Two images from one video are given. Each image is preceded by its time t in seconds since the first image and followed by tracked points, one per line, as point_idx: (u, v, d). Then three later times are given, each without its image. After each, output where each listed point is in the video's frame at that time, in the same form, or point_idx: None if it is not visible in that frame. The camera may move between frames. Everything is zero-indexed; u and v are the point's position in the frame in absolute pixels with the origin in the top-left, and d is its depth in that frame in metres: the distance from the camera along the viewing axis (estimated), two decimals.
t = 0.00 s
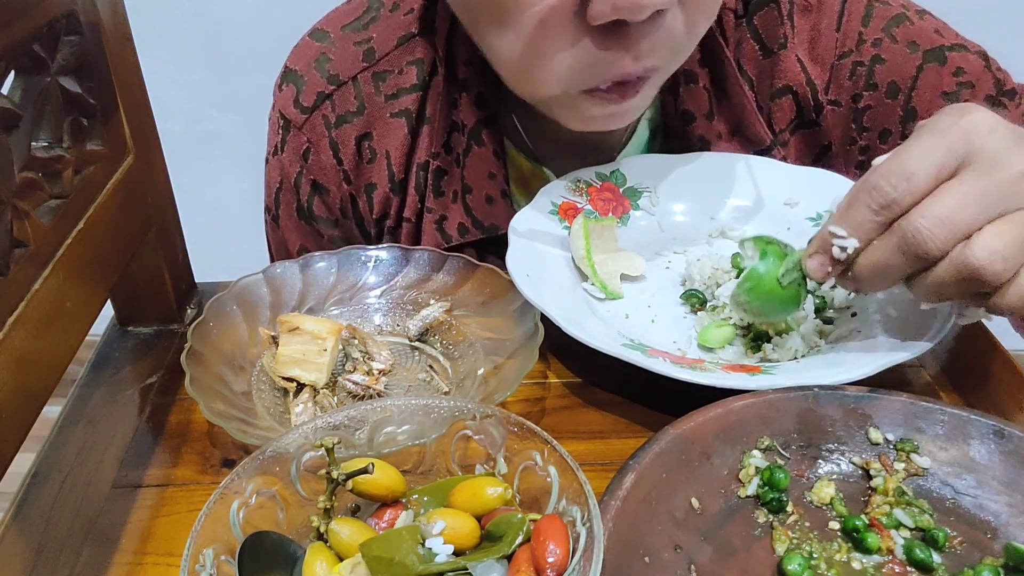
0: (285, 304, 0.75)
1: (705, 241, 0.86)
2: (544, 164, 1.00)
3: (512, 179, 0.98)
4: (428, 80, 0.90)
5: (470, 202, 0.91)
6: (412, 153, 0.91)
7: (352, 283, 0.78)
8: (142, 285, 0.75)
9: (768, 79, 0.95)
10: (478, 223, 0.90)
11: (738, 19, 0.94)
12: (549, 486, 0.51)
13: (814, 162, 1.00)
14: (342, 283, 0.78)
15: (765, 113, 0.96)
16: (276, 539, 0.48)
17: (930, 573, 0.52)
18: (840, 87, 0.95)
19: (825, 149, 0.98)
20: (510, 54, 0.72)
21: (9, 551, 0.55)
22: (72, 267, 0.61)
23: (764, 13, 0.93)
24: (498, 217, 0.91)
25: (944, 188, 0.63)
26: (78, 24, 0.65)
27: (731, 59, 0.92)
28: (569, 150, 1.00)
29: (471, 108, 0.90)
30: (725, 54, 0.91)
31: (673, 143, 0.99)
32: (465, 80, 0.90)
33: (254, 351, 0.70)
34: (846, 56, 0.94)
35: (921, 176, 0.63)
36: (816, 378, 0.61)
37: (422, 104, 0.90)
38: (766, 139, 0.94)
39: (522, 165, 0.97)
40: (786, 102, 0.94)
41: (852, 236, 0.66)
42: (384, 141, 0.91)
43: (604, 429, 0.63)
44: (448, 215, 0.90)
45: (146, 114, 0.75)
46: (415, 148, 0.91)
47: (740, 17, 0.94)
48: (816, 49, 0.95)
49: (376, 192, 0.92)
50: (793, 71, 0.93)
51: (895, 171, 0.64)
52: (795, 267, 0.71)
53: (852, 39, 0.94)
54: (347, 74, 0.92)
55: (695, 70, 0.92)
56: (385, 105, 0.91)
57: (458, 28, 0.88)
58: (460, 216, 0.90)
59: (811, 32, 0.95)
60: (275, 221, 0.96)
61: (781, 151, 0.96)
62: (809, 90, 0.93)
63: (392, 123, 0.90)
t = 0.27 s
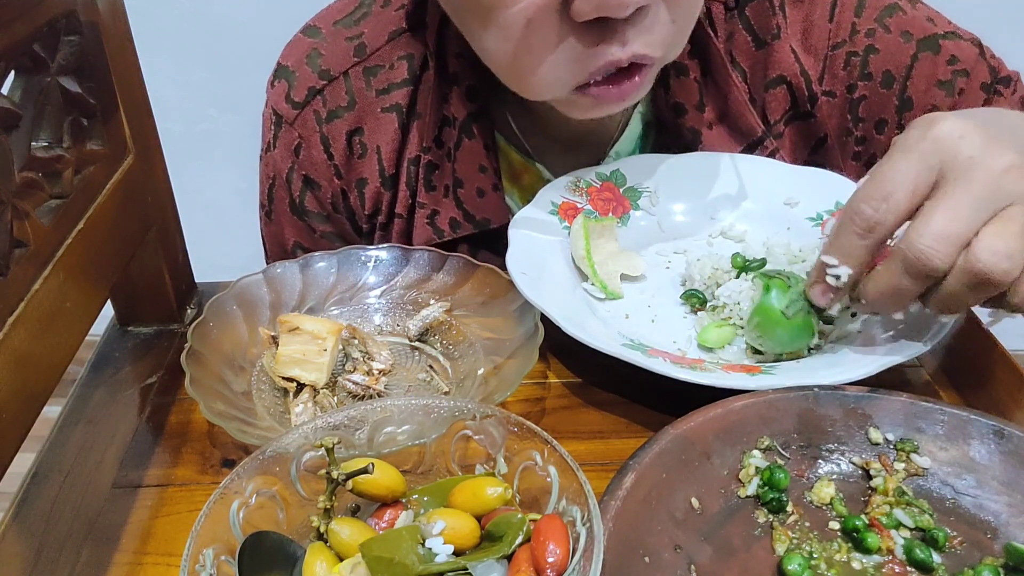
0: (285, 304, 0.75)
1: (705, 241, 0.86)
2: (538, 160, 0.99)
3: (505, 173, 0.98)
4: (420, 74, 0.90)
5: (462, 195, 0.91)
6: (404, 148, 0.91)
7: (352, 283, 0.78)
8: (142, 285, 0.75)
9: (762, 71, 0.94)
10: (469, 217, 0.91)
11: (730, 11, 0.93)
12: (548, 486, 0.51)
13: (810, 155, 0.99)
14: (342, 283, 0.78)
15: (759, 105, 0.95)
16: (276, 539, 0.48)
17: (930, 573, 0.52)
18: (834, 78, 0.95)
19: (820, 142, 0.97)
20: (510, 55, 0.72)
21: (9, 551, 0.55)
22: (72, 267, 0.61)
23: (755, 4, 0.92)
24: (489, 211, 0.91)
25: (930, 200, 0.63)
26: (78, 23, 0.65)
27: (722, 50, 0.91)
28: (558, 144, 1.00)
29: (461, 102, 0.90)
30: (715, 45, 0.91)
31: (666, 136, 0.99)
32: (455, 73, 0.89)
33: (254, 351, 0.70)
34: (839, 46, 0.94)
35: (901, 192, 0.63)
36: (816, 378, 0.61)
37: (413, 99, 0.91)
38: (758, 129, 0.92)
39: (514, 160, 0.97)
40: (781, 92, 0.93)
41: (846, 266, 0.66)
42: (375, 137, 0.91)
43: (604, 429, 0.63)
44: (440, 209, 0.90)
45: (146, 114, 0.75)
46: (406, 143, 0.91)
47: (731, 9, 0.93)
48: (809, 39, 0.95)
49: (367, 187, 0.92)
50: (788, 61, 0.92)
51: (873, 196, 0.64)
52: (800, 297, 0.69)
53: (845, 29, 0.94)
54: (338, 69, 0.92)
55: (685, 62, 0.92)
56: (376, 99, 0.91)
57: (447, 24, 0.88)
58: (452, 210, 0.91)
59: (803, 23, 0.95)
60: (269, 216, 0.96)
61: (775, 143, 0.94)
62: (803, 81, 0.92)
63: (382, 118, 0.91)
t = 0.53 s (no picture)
0: (285, 304, 0.75)
1: (705, 241, 0.86)
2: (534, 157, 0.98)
3: (500, 170, 0.97)
4: (414, 72, 0.90)
5: (457, 191, 0.92)
6: (399, 146, 0.92)
7: (352, 283, 0.78)
8: (142, 285, 0.75)
9: (756, 63, 0.95)
10: (465, 214, 0.92)
11: (724, 5, 0.93)
12: (549, 486, 0.51)
13: (807, 148, 0.98)
14: (342, 283, 0.78)
15: (755, 98, 0.95)
16: (277, 539, 0.48)
17: (930, 573, 0.52)
18: (830, 71, 0.95)
19: (818, 135, 0.96)
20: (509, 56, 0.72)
21: (9, 551, 0.55)
22: (73, 267, 0.61)
23: None
24: (484, 207, 0.92)
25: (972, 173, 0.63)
26: (78, 23, 0.65)
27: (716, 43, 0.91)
28: (555, 140, 0.98)
29: (455, 99, 0.90)
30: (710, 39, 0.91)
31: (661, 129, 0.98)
32: (449, 70, 0.89)
33: (254, 351, 0.70)
34: (835, 40, 0.95)
35: (945, 169, 0.64)
36: (817, 379, 0.61)
37: (408, 96, 0.91)
38: (753, 121, 0.93)
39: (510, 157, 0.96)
40: (776, 85, 0.94)
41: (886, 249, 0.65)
42: (371, 133, 0.91)
43: (604, 429, 0.63)
44: (435, 207, 0.91)
45: (146, 114, 0.75)
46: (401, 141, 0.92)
47: (725, 3, 0.93)
48: (805, 32, 0.95)
49: (363, 185, 0.92)
50: (783, 54, 0.92)
51: (915, 174, 0.64)
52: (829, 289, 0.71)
53: (841, 23, 0.95)
54: (333, 67, 0.92)
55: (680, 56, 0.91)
56: (371, 97, 0.91)
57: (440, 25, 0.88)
58: (447, 207, 0.91)
59: (799, 16, 0.95)
60: (265, 215, 0.96)
61: (771, 136, 0.94)
62: (798, 73, 0.93)
63: (378, 116, 0.91)
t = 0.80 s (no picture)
0: (285, 304, 0.75)
1: (705, 241, 0.86)
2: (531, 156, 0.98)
3: (495, 169, 0.97)
4: (409, 72, 0.91)
5: (451, 190, 0.93)
6: (394, 144, 0.92)
7: (352, 283, 0.78)
8: (142, 285, 0.75)
9: (748, 59, 0.94)
10: (459, 212, 0.93)
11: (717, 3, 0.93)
12: (549, 486, 0.51)
13: (802, 145, 0.97)
14: (342, 283, 0.78)
15: (747, 95, 0.95)
16: (277, 539, 0.48)
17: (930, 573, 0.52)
18: (823, 67, 0.94)
19: (811, 130, 0.95)
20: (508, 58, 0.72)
21: (9, 551, 0.55)
22: (73, 267, 0.61)
23: None
24: (478, 205, 0.93)
25: None
26: (77, 23, 0.65)
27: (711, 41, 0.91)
28: (552, 137, 0.98)
29: (450, 98, 0.90)
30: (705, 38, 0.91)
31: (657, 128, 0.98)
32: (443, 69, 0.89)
33: (254, 351, 0.70)
34: (828, 35, 0.94)
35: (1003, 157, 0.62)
36: (817, 378, 0.61)
37: (404, 94, 0.92)
38: (748, 119, 0.93)
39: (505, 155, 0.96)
40: (767, 81, 0.93)
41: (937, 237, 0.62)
42: (366, 132, 0.91)
43: (604, 429, 0.63)
44: (431, 204, 0.92)
45: (146, 114, 0.75)
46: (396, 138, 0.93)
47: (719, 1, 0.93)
48: (798, 28, 0.94)
49: (359, 183, 0.92)
50: (774, 50, 0.92)
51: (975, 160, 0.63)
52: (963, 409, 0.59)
53: (834, 18, 0.94)
54: (329, 65, 0.92)
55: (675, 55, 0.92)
56: (366, 96, 0.91)
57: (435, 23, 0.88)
58: (442, 205, 0.93)
59: (792, 11, 0.93)
60: (262, 212, 0.96)
61: (766, 134, 0.94)
62: (788, 69, 0.92)
63: (374, 113, 0.91)
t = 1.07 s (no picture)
0: (286, 304, 0.75)
1: (705, 241, 0.86)
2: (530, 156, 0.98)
3: (494, 169, 0.97)
4: (409, 73, 0.91)
5: (450, 191, 0.93)
6: (394, 145, 0.92)
7: (352, 283, 0.78)
8: (142, 285, 0.75)
9: (749, 64, 0.94)
10: (458, 213, 0.94)
11: (718, 8, 0.94)
12: (548, 487, 0.51)
13: (800, 148, 0.98)
14: (342, 283, 0.78)
15: (747, 100, 0.95)
16: (277, 539, 0.48)
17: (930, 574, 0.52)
18: (823, 73, 0.95)
19: (809, 134, 0.97)
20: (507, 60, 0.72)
21: (9, 550, 0.55)
22: (73, 267, 0.61)
23: None
24: (477, 206, 0.94)
25: None
26: (77, 23, 0.65)
27: (710, 46, 0.92)
28: (550, 137, 0.98)
29: (449, 100, 0.90)
30: (704, 43, 0.92)
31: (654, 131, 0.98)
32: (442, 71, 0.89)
33: (254, 351, 0.70)
34: (828, 41, 0.94)
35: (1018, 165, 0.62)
36: (817, 378, 0.61)
37: (404, 95, 0.92)
38: (747, 124, 0.94)
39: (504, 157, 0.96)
40: (767, 87, 0.93)
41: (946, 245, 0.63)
42: (367, 133, 0.91)
43: (604, 429, 0.63)
44: (430, 206, 0.93)
45: (146, 114, 0.75)
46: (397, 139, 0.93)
47: (720, 6, 0.94)
48: (798, 33, 0.94)
49: (359, 183, 0.92)
50: (773, 56, 0.92)
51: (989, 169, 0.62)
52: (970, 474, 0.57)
53: (834, 24, 0.94)
54: (329, 65, 0.91)
55: (675, 60, 0.93)
56: (367, 96, 0.91)
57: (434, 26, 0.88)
58: (441, 207, 0.93)
59: (792, 17, 0.94)
60: (263, 211, 0.96)
61: (765, 139, 0.95)
62: (788, 75, 0.93)
63: (374, 114, 0.91)
